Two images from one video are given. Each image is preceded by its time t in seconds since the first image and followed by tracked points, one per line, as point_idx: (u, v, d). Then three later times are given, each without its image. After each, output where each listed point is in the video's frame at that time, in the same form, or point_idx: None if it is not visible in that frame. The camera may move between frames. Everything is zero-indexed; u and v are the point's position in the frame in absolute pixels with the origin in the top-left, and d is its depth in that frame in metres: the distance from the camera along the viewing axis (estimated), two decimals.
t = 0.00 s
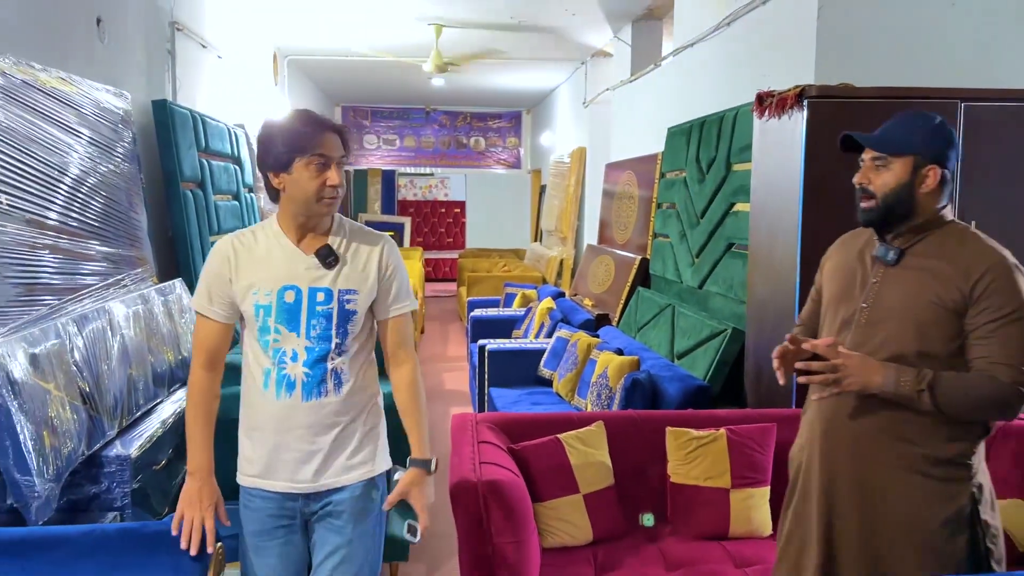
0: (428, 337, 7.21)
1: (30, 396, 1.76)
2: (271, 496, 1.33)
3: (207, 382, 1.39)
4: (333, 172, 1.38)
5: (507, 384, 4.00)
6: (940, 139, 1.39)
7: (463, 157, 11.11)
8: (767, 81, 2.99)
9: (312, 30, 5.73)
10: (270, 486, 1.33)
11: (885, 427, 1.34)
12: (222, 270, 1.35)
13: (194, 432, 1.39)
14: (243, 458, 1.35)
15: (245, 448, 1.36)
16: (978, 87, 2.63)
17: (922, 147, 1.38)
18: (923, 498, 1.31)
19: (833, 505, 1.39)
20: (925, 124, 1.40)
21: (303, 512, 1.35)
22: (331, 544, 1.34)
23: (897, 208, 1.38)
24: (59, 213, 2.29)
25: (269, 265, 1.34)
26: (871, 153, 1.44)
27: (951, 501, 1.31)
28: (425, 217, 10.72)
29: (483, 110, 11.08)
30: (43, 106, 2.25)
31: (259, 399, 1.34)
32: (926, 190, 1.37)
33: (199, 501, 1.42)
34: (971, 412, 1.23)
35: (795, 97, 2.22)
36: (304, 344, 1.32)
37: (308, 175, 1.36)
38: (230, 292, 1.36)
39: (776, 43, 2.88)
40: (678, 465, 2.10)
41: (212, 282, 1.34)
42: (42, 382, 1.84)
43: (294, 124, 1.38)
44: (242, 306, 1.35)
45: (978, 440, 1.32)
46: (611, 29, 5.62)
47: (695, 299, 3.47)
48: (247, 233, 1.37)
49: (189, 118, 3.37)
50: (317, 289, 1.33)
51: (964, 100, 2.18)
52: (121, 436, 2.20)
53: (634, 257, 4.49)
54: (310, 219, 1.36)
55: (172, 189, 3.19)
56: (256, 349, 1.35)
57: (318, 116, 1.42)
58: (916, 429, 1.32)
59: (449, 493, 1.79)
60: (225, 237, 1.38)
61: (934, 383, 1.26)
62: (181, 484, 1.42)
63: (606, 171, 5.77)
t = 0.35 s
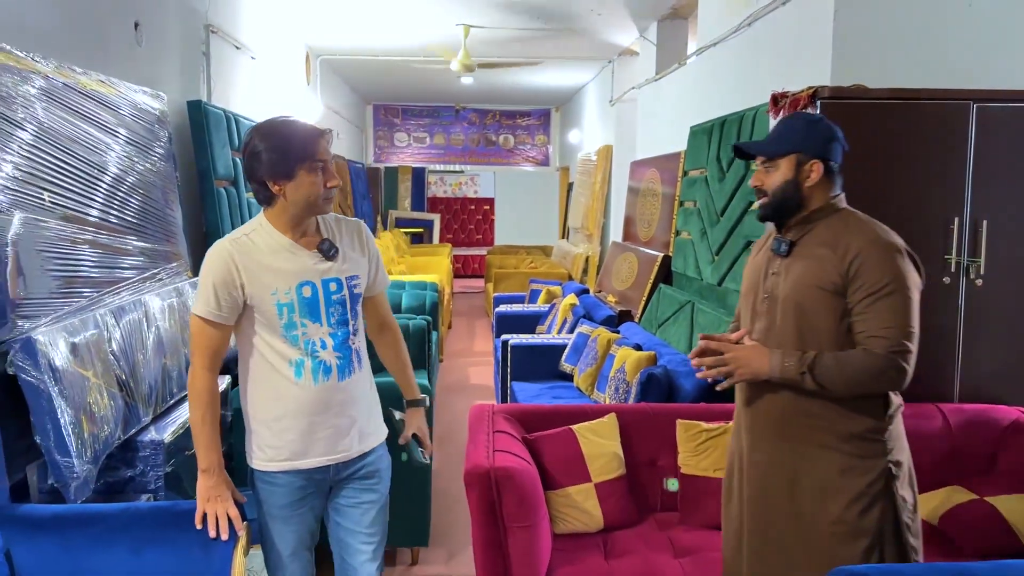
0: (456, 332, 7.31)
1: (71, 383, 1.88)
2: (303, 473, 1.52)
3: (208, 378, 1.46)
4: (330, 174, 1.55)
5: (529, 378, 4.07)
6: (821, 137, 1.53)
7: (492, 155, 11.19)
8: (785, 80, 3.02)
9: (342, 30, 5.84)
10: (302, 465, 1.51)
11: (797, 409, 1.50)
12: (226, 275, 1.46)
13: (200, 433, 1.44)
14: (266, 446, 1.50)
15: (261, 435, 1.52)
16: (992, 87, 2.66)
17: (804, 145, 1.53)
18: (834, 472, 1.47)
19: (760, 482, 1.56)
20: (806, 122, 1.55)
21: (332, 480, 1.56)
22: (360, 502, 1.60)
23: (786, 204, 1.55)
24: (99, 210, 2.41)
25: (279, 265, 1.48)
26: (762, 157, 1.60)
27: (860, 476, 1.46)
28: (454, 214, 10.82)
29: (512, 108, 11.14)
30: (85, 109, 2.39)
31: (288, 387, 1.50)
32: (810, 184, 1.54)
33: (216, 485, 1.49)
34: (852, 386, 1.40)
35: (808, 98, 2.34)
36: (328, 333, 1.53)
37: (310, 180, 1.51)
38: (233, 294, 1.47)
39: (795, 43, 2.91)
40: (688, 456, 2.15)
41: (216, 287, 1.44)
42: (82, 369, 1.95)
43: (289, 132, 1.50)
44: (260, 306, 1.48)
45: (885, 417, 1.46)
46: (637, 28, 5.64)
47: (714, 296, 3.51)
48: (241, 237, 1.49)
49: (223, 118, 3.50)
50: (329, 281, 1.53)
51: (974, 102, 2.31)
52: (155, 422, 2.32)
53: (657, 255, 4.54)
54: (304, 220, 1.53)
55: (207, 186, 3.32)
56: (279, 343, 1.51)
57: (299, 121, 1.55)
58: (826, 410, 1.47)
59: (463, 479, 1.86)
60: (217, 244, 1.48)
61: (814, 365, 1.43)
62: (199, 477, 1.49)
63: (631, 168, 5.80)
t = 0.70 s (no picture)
0: (469, 333, 7.37)
1: (78, 377, 1.95)
2: (308, 457, 1.61)
3: (206, 366, 1.52)
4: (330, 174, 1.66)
5: (535, 377, 4.12)
6: (738, 141, 1.57)
7: (507, 157, 11.25)
8: (786, 81, 3.03)
9: (356, 33, 5.93)
10: (307, 449, 1.61)
11: (736, 395, 1.56)
12: (233, 268, 1.53)
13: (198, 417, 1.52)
14: (272, 433, 1.58)
15: (263, 421, 1.59)
16: (990, 89, 2.67)
17: (722, 150, 1.57)
18: (771, 456, 1.53)
19: (704, 467, 1.62)
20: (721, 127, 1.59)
21: (333, 463, 1.67)
22: (358, 482, 1.73)
23: (713, 206, 1.60)
24: (117, 215, 2.52)
25: (284, 258, 1.58)
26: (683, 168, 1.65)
27: (795, 459, 1.52)
28: (470, 215, 10.89)
29: (527, 110, 11.19)
30: (97, 112, 2.46)
31: (293, 374, 1.59)
32: (734, 185, 1.59)
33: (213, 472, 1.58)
34: (771, 371, 1.45)
35: (802, 100, 2.36)
36: (328, 322, 1.64)
37: (315, 179, 1.61)
38: (238, 288, 1.53)
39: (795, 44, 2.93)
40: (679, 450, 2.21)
41: (224, 280, 1.50)
42: (88, 363, 2.02)
43: (298, 133, 1.59)
44: (267, 297, 1.56)
45: (819, 402, 1.52)
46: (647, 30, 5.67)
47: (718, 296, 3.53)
48: (244, 232, 1.56)
49: (234, 120, 3.58)
50: (328, 274, 1.65)
51: (968, 104, 2.31)
52: (161, 416, 2.38)
53: (664, 255, 4.56)
54: (304, 216, 1.63)
55: (217, 187, 3.40)
56: (282, 333, 1.59)
57: (303, 123, 1.65)
58: (755, 396, 1.54)
59: (454, 471, 1.90)
60: (220, 239, 1.55)
61: (735, 354, 1.49)
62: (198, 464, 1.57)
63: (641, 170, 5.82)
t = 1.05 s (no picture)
0: (478, 328, 7.40)
1: (81, 364, 2.00)
2: (313, 437, 1.65)
3: (218, 343, 1.56)
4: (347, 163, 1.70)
5: (540, 370, 4.14)
6: (718, 128, 1.57)
7: (518, 153, 11.26)
8: (787, 72, 3.04)
9: (364, 29, 5.97)
10: (310, 430, 1.64)
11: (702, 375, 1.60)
12: (246, 248, 1.56)
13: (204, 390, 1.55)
14: (277, 412, 1.62)
15: (268, 401, 1.63)
16: (991, 79, 2.66)
17: (698, 135, 1.58)
18: (733, 435, 1.57)
19: (671, 445, 1.66)
20: (700, 113, 1.59)
21: (336, 444, 1.71)
22: (356, 466, 1.76)
23: (688, 190, 1.61)
24: (127, 209, 2.60)
25: (294, 241, 1.61)
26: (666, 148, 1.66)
27: (757, 439, 1.55)
28: (481, 211, 10.93)
29: (538, 106, 11.20)
30: (103, 106, 2.52)
31: (300, 354, 1.62)
32: (709, 171, 1.60)
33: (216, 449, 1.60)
34: (734, 351, 1.46)
35: (799, 91, 2.36)
36: (335, 305, 1.67)
37: (332, 166, 1.65)
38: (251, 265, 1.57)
39: (797, 35, 2.93)
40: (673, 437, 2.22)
41: (238, 259, 1.54)
42: (92, 350, 2.07)
43: (320, 122, 1.63)
44: (278, 277, 1.60)
45: (782, 384, 1.55)
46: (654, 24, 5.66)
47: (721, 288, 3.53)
48: (258, 215, 1.60)
49: (241, 114, 3.62)
50: (337, 258, 1.68)
51: (966, 93, 2.30)
52: (165, 403, 2.43)
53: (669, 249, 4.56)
54: (318, 204, 1.67)
55: (223, 180, 3.44)
56: (290, 314, 1.62)
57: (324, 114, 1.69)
58: (721, 375, 1.57)
59: (448, 455, 1.93)
60: (236, 221, 1.58)
61: (701, 334, 1.51)
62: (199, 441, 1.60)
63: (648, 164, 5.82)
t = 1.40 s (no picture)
0: (477, 323, 7.41)
1: (76, 359, 1.99)
2: (328, 427, 1.71)
3: (227, 334, 1.59)
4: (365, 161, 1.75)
5: (537, 364, 4.14)
6: (722, 118, 1.57)
7: (517, 149, 11.25)
8: (784, 66, 3.03)
9: (361, 24, 5.96)
10: (325, 419, 1.70)
11: (689, 365, 1.59)
12: (264, 242, 1.63)
13: (207, 384, 1.56)
14: (293, 402, 1.68)
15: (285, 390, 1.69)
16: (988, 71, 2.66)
17: (702, 123, 1.57)
18: (718, 427, 1.56)
19: (656, 435, 1.65)
20: (710, 101, 1.58)
21: (349, 434, 1.77)
22: (364, 454, 1.83)
23: (687, 177, 1.61)
24: (126, 204, 2.61)
25: (307, 238, 1.67)
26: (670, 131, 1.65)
27: (742, 432, 1.55)
28: (480, 207, 10.92)
29: (537, 102, 11.18)
30: (99, 101, 2.51)
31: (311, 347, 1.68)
32: (710, 160, 1.60)
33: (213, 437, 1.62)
34: (728, 340, 1.45)
35: (795, 84, 2.35)
36: (347, 301, 1.72)
37: (349, 164, 1.71)
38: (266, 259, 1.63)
39: (794, 28, 2.92)
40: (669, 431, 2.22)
41: (254, 253, 1.60)
42: (87, 345, 2.07)
43: (338, 120, 1.70)
44: (290, 273, 1.66)
45: (768, 379, 1.54)
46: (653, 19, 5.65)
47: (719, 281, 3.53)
48: (276, 210, 1.66)
49: (238, 110, 3.61)
50: (350, 257, 1.72)
51: (962, 86, 2.30)
52: (161, 398, 2.43)
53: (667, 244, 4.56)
54: (334, 201, 1.72)
55: (220, 175, 3.44)
56: (303, 308, 1.68)
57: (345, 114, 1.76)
58: (709, 367, 1.56)
59: (444, 449, 1.92)
60: (254, 214, 1.65)
61: (697, 314, 1.49)
62: (197, 428, 1.61)
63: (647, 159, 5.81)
